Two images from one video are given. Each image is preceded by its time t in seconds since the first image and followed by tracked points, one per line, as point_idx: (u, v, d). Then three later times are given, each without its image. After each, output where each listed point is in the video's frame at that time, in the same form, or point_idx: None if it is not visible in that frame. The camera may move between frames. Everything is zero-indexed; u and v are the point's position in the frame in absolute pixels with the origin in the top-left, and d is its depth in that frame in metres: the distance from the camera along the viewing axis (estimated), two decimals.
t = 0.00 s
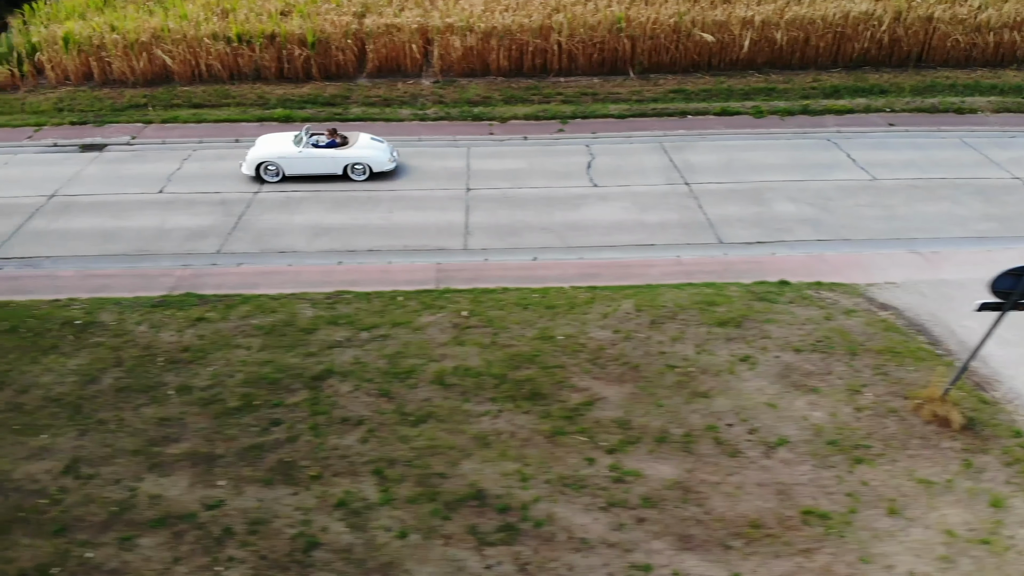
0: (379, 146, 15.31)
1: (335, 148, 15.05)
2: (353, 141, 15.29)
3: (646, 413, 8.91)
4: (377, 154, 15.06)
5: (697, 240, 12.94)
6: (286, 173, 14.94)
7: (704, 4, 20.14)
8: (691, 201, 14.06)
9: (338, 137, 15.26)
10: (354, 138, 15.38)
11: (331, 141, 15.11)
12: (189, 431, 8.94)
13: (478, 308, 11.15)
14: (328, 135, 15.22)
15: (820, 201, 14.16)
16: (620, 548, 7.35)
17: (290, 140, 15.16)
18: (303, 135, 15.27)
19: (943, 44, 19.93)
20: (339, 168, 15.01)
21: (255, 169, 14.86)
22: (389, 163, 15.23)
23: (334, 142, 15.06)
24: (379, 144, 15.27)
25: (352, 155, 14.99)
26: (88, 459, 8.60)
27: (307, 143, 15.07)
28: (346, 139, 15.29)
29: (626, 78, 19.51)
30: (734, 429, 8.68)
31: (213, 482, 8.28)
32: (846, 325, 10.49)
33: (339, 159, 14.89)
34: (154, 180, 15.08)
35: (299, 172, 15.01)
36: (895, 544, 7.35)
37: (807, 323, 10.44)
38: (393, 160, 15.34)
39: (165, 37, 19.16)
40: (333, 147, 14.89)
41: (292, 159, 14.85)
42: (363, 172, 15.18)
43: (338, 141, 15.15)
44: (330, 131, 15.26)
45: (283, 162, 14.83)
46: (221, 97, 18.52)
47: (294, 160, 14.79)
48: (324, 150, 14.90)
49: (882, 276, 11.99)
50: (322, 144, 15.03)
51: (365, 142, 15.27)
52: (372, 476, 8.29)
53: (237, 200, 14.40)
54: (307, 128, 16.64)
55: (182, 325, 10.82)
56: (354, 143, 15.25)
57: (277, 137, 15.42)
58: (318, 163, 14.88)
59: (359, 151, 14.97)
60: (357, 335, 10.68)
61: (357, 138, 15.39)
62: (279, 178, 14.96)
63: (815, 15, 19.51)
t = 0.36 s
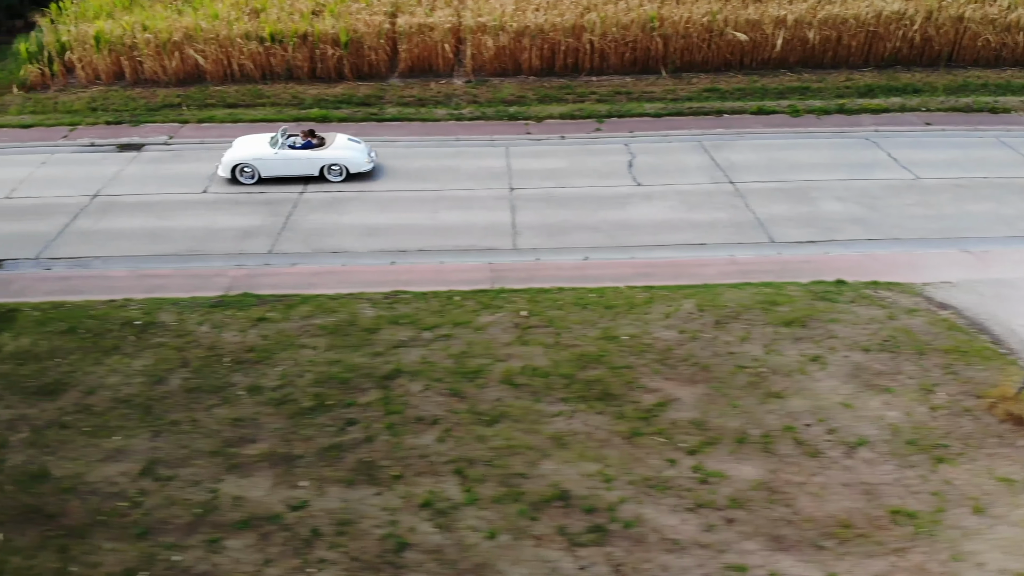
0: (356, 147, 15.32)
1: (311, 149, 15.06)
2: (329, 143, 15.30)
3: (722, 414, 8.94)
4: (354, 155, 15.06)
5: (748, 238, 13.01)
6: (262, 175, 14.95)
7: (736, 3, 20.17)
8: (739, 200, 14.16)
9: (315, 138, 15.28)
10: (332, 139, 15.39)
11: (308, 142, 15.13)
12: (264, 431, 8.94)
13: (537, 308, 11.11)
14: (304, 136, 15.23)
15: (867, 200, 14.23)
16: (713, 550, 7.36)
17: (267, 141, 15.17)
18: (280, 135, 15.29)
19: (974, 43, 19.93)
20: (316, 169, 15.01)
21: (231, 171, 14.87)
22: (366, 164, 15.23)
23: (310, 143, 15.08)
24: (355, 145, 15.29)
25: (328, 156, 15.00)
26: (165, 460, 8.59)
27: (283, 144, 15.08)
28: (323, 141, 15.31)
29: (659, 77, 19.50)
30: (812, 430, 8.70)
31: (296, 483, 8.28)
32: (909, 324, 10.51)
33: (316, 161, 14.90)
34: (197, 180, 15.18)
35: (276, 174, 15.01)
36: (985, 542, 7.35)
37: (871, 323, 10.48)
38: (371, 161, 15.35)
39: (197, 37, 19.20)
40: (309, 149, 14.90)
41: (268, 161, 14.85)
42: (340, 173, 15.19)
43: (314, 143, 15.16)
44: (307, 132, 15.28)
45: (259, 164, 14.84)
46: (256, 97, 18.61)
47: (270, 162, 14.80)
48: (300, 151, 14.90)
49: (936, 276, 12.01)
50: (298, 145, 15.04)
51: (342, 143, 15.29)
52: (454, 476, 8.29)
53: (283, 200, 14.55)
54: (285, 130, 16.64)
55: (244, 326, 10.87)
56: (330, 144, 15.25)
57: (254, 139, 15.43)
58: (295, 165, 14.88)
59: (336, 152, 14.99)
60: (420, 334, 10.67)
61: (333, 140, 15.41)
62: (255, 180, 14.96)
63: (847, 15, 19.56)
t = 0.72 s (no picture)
0: (334, 149, 15.29)
1: (288, 151, 15.05)
2: (306, 145, 15.28)
3: (807, 414, 8.97)
4: (330, 157, 15.02)
5: (804, 238, 13.04)
6: (237, 176, 14.96)
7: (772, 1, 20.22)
8: (791, 198, 14.20)
9: (292, 140, 15.27)
10: (309, 142, 15.39)
11: (285, 143, 15.13)
12: (350, 431, 8.94)
13: (603, 307, 11.05)
14: (283, 137, 15.24)
15: (918, 199, 14.24)
16: (816, 550, 7.39)
17: (244, 142, 15.18)
18: (257, 136, 15.28)
19: (1010, 43, 19.94)
20: (292, 171, 14.98)
21: (207, 171, 14.88)
22: (343, 167, 15.21)
23: (287, 145, 15.08)
24: (333, 147, 15.28)
25: (304, 158, 14.97)
26: (254, 460, 8.58)
27: (259, 145, 15.08)
28: (300, 142, 15.31)
29: (695, 75, 19.55)
30: (899, 429, 8.72)
31: (388, 483, 8.28)
32: (980, 323, 10.52)
33: (292, 163, 14.87)
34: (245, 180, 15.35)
35: (251, 175, 15.00)
36: None
37: (942, 323, 10.50)
38: (348, 164, 15.32)
39: (234, 36, 19.25)
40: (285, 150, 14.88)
41: (244, 162, 14.83)
42: (316, 175, 15.16)
43: (291, 144, 15.16)
44: (284, 133, 15.28)
45: (234, 165, 14.84)
46: (295, 96, 18.72)
47: (247, 163, 14.79)
48: (276, 153, 14.89)
49: (997, 274, 12.00)
50: (274, 146, 15.04)
51: (319, 145, 15.27)
52: (546, 476, 8.29)
53: (335, 200, 14.69)
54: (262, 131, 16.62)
55: (315, 325, 10.95)
56: (307, 146, 15.23)
57: (232, 139, 15.44)
58: (271, 166, 14.86)
59: (312, 154, 14.96)
60: (489, 334, 10.59)
61: (312, 142, 15.41)
62: (230, 180, 14.97)
63: (883, 14, 19.60)
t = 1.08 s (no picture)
0: (310, 148, 15.22)
1: (263, 151, 15.00)
2: (281, 145, 15.22)
3: (887, 414, 9.00)
4: (304, 157, 14.95)
5: (859, 237, 13.16)
6: (212, 177, 14.93)
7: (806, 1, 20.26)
8: (841, 199, 14.29)
9: (267, 140, 15.22)
10: (284, 142, 15.35)
11: (260, 144, 15.09)
12: (432, 432, 8.99)
13: (667, 307, 11.03)
14: (258, 137, 15.20)
15: (968, 199, 14.26)
16: (915, 549, 7.40)
17: (218, 142, 15.14)
18: (232, 136, 15.25)
19: None
20: (266, 171, 14.93)
21: (181, 172, 14.86)
22: (319, 166, 15.14)
23: (263, 145, 15.05)
24: (308, 147, 15.20)
25: (279, 158, 14.91)
26: (341, 461, 8.61)
27: (234, 146, 15.05)
28: (276, 142, 15.25)
29: (730, 74, 19.59)
30: (981, 428, 8.73)
31: (477, 483, 8.28)
32: None
33: (267, 162, 14.81)
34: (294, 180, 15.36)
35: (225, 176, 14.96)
36: None
37: (1010, 322, 10.51)
38: (324, 163, 15.25)
39: (270, 35, 19.29)
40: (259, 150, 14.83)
41: (218, 162, 14.78)
42: (291, 175, 15.10)
43: (266, 144, 15.12)
44: (261, 133, 15.23)
45: (208, 166, 14.81)
46: (332, 96, 18.74)
47: (221, 163, 14.75)
48: (250, 153, 14.83)
49: None
50: (249, 146, 15.00)
51: (293, 145, 15.21)
52: (635, 476, 8.28)
53: (384, 200, 14.78)
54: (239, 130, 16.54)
55: (383, 325, 11.01)
56: (283, 146, 15.18)
57: (207, 140, 15.40)
58: (245, 166, 14.82)
59: (286, 154, 14.89)
60: (556, 334, 10.56)
61: (287, 141, 15.34)
62: (204, 180, 14.93)
63: (918, 13, 19.62)
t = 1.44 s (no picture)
0: (274, 150, 15.33)
1: (225, 152, 15.13)
2: (245, 146, 15.35)
3: (979, 413, 9.02)
4: (266, 158, 15.05)
5: (921, 236, 13.15)
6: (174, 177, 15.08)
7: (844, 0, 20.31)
8: (898, 198, 14.29)
9: (232, 142, 15.38)
10: (249, 143, 15.48)
11: (225, 145, 15.25)
12: (527, 431, 8.92)
13: (743, 306, 11.04)
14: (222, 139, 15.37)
15: None
16: None
17: (182, 143, 15.32)
18: (196, 138, 15.42)
19: None
20: (228, 172, 15.04)
21: (145, 171, 15.04)
22: (282, 167, 15.22)
23: (226, 146, 15.20)
24: (272, 148, 15.31)
25: (241, 159, 15.02)
26: (440, 461, 8.60)
27: (197, 146, 15.21)
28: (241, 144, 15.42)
29: (771, 74, 19.65)
30: None
31: (580, 484, 8.24)
32: None
33: (228, 163, 14.93)
34: (348, 180, 15.55)
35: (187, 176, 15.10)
36: None
37: None
38: (287, 164, 15.33)
39: (312, 35, 19.41)
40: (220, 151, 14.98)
41: (180, 162, 14.93)
42: (252, 177, 15.18)
43: (229, 145, 15.26)
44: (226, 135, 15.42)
45: (171, 165, 14.96)
46: (376, 96, 18.82)
47: (183, 163, 14.89)
48: (212, 154, 14.97)
49: None
50: (213, 147, 15.17)
51: (258, 146, 15.32)
52: (738, 476, 8.28)
53: (440, 200, 14.82)
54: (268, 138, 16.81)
55: (460, 325, 11.02)
56: (245, 147, 15.30)
57: (174, 141, 15.58)
58: (206, 167, 14.95)
59: (249, 154, 15.01)
60: (634, 335, 10.44)
61: (252, 143, 15.48)
62: (167, 180, 15.10)
63: (957, 13, 19.63)
